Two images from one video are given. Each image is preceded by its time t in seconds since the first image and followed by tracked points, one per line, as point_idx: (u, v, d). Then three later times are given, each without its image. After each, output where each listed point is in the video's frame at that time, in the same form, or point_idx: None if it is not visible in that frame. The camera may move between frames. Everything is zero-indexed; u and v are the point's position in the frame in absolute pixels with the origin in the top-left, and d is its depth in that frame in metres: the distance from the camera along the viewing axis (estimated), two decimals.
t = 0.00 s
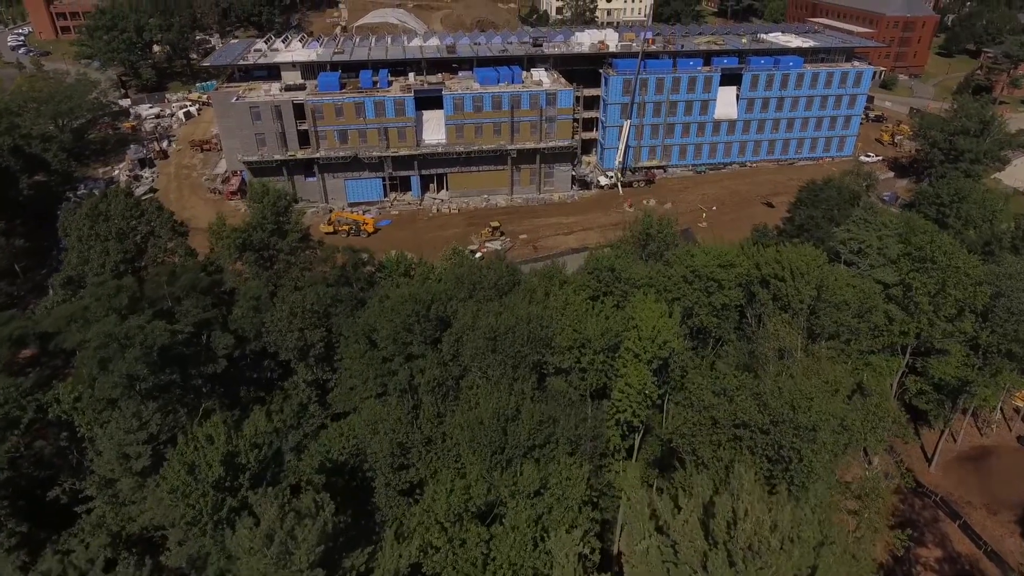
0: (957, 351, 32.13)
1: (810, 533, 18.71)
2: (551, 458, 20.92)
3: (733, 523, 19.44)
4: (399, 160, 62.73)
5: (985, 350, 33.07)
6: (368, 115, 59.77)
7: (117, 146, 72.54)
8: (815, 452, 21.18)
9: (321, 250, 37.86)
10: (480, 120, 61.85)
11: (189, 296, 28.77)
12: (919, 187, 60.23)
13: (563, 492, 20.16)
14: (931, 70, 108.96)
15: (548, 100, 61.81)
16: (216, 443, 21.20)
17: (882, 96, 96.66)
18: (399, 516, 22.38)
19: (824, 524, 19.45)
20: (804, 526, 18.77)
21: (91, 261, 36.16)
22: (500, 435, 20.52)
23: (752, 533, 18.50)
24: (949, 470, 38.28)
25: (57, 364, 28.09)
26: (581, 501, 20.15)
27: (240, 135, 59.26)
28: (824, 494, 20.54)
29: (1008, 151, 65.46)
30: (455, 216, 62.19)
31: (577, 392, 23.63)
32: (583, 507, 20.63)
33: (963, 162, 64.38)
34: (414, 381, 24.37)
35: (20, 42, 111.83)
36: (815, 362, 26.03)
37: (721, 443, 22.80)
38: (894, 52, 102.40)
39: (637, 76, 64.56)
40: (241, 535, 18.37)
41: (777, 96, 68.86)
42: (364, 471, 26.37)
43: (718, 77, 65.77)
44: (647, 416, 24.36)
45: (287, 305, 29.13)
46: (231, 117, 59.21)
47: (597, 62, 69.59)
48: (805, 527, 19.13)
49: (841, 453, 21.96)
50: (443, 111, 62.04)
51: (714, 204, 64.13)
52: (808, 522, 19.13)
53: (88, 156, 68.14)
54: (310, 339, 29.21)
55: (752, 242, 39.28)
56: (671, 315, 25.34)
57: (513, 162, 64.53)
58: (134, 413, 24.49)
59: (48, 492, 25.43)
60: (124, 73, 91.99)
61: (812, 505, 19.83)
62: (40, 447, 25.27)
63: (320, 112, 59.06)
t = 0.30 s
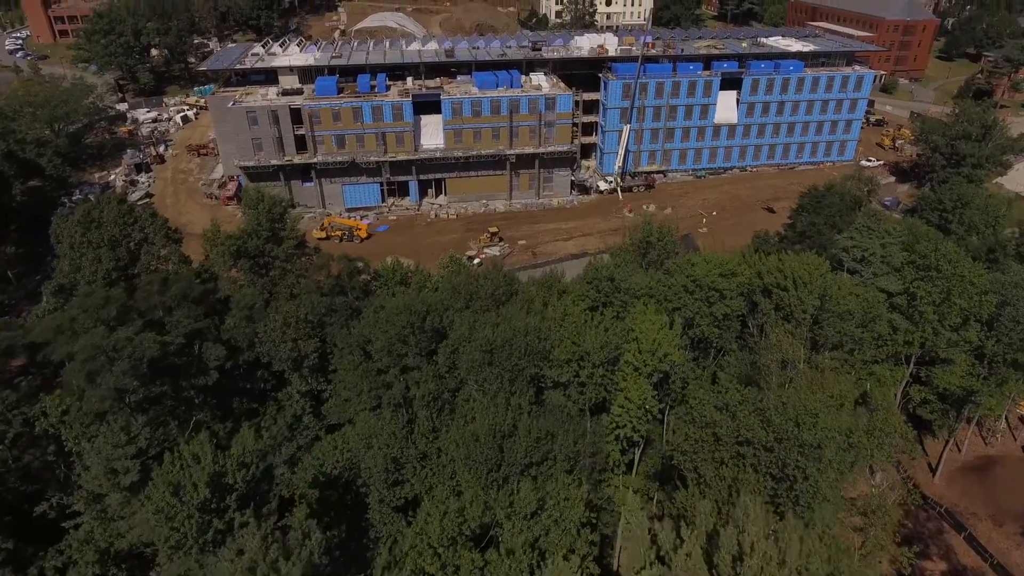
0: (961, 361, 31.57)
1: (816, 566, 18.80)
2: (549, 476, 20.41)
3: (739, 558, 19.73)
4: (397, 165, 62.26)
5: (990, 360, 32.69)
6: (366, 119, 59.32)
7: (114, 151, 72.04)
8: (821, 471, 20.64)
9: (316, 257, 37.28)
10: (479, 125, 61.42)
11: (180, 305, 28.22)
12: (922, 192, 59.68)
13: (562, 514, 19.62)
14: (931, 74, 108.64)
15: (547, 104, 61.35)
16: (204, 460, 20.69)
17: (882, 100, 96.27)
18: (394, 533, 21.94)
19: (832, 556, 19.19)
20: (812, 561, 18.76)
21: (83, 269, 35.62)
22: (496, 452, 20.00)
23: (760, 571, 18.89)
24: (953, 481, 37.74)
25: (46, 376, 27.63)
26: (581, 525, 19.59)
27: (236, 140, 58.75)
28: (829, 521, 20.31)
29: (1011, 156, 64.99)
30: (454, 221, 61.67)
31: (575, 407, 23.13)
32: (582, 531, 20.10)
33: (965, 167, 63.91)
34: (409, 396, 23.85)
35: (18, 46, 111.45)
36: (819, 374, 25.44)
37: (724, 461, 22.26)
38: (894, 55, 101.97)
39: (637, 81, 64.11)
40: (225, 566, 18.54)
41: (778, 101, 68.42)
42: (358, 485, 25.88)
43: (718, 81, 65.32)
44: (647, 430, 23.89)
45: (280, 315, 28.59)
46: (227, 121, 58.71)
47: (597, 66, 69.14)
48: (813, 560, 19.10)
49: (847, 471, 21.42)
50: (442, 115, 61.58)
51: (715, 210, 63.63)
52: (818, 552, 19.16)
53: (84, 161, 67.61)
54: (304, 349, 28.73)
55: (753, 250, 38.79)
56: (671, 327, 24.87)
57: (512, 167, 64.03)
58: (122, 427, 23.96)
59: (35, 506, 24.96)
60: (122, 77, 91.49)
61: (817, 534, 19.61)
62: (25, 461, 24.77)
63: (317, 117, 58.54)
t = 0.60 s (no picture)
0: (967, 370, 31.00)
1: None
2: (546, 495, 19.85)
3: None
4: (395, 170, 61.77)
5: (996, 370, 32.10)
6: (363, 124, 58.87)
7: (111, 156, 71.58)
8: (827, 490, 20.06)
9: (312, 264, 36.74)
10: (478, 130, 60.98)
11: (171, 316, 27.66)
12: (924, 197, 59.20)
13: (560, 536, 19.05)
14: (932, 78, 108.17)
15: (546, 109, 60.93)
16: (191, 480, 20.10)
17: (883, 104, 95.83)
18: (388, 552, 21.50)
19: None
20: None
21: (75, 277, 35.10)
22: (493, 471, 19.46)
23: None
24: (959, 492, 37.10)
25: (33, 388, 27.06)
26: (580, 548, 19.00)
27: (233, 145, 58.30)
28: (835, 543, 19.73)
29: (1013, 161, 64.47)
30: (452, 227, 61.14)
31: (573, 423, 22.61)
32: (581, 553, 19.50)
33: (967, 172, 63.39)
34: (404, 411, 23.29)
35: (16, 50, 111.21)
36: (823, 387, 24.88)
37: (726, 478, 21.71)
38: (895, 59, 101.47)
39: (637, 85, 63.66)
40: None
41: (779, 105, 67.96)
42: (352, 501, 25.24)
43: (718, 85, 64.89)
44: (647, 446, 23.42)
45: (274, 325, 28.03)
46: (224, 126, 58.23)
47: (596, 71, 68.73)
48: None
49: (852, 490, 20.86)
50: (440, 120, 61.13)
51: (716, 215, 63.14)
52: None
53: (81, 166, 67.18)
54: (298, 361, 28.13)
55: (754, 258, 38.29)
56: (672, 339, 24.36)
57: (511, 172, 63.54)
58: (109, 443, 23.35)
59: (21, 523, 24.39)
60: (120, 81, 91.15)
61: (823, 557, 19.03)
62: (11, 477, 24.19)
63: (315, 122, 58.10)
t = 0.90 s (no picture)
0: (972, 381, 30.41)
1: None
2: (544, 516, 19.29)
3: None
4: (393, 175, 61.30)
5: (1003, 380, 31.52)
6: (361, 129, 58.41)
7: (108, 161, 71.12)
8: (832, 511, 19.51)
9: (308, 272, 36.22)
10: (477, 135, 60.54)
11: (162, 327, 27.14)
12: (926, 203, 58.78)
13: (558, 558, 18.47)
14: (933, 82, 107.81)
15: (546, 114, 60.48)
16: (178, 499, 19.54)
17: (884, 108, 95.40)
18: (382, 571, 20.96)
19: None
20: None
21: (66, 286, 34.57)
22: (489, 490, 18.91)
23: None
24: (964, 504, 36.46)
25: (21, 401, 26.53)
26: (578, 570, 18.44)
27: (230, 150, 57.83)
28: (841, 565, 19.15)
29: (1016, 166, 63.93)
30: (451, 232, 60.63)
31: (572, 440, 22.07)
32: None
33: (970, 177, 62.84)
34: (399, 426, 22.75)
35: (14, 53, 110.96)
36: (828, 401, 24.33)
37: (729, 497, 21.14)
38: (896, 64, 101.11)
39: (637, 89, 63.21)
40: None
41: (780, 110, 67.52)
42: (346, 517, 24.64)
43: (718, 90, 64.46)
44: (648, 462, 22.90)
45: (267, 336, 27.50)
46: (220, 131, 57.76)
47: (596, 75, 68.32)
48: None
49: (858, 510, 20.31)
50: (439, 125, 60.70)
51: (716, 221, 62.66)
52: None
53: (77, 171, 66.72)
54: (291, 372, 27.63)
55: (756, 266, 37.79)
56: (673, 352, 23.84)
57: (510, 177, 63.05)
58: (96, 459, 22.81)
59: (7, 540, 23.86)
60: (118, 85, 90.79)
61: None
62: None
63: (312, 127, 57.67)
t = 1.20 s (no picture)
0: (978, 391, 29.86)
1: None
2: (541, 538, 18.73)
3: None
4: (391, 180, 60.81)
5: (1010, 391, 30.93)
6: (359, 134, 57.93)
7: (104, 165, 70.53)
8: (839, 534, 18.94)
9: (304, 279, 35.64)
10: (475, 140, 60.08)
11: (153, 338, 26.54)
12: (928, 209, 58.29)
13: None
14: (934, 86, 107.46)
15: (545, 118, 59.99)
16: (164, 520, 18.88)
17: (885, 112, 94.99)
18: None
19: None
20: None
21: (57, 295, 33.89)
22: (485, 512, 18.35)
23: None
24: (969, 515, 35.88)
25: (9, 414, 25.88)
26: None
27: (226, 155, 57.34)
28: None
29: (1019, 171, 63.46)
30: (449, 238, 60.13)
31: (570, 458, 21.54)
32: None
33: (972, 183, 62.37)
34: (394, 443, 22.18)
35: (12, 57, 110.50)
36: (834, 416, 23.77)
37: (733, 519, 20.57)
38: (896, 67, 100.76)
39: (637, 94, 62.77)
40: None
41: (781, 114, 67.06)
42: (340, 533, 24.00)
43: (719, 94, 64.00)
44: (648, 480, 22.38)
45: (261, 347, 26.92)
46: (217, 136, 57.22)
47: (595, 80, 67.89)
48: None
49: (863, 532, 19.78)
50: (438, 130, 60.24)
51: (717, 226, 62.19)
52: None
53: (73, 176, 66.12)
54: (284, 385, 27.06)
55: (758, 274, 37.26)
56: (674, 366, 23.33)
57: (509, 182, 62.55)
58: (83, 477, 22.14)
59: None
60: (115, 89, 90.31)
61: None
62: None
63: (309, 131, 57.19)
